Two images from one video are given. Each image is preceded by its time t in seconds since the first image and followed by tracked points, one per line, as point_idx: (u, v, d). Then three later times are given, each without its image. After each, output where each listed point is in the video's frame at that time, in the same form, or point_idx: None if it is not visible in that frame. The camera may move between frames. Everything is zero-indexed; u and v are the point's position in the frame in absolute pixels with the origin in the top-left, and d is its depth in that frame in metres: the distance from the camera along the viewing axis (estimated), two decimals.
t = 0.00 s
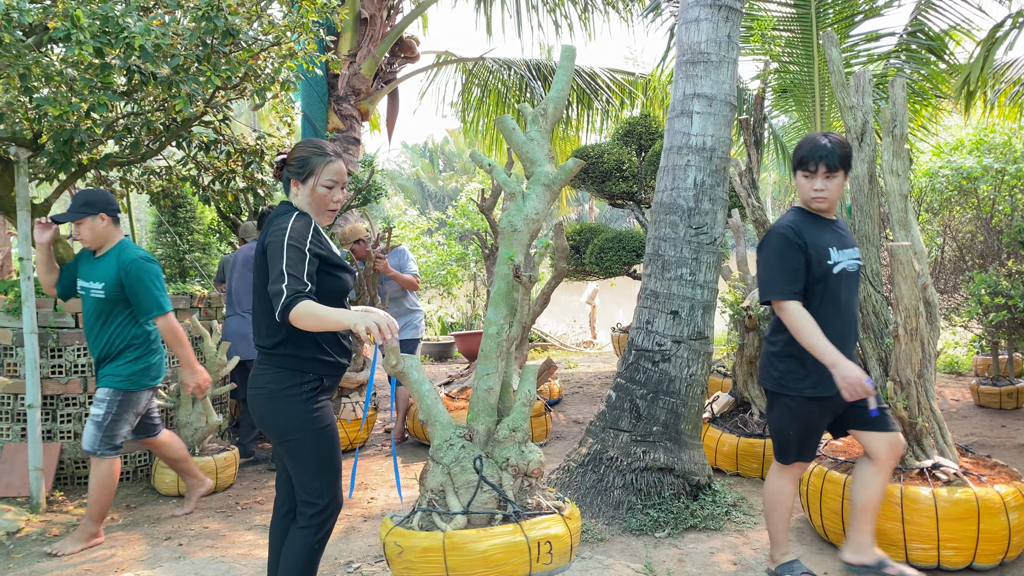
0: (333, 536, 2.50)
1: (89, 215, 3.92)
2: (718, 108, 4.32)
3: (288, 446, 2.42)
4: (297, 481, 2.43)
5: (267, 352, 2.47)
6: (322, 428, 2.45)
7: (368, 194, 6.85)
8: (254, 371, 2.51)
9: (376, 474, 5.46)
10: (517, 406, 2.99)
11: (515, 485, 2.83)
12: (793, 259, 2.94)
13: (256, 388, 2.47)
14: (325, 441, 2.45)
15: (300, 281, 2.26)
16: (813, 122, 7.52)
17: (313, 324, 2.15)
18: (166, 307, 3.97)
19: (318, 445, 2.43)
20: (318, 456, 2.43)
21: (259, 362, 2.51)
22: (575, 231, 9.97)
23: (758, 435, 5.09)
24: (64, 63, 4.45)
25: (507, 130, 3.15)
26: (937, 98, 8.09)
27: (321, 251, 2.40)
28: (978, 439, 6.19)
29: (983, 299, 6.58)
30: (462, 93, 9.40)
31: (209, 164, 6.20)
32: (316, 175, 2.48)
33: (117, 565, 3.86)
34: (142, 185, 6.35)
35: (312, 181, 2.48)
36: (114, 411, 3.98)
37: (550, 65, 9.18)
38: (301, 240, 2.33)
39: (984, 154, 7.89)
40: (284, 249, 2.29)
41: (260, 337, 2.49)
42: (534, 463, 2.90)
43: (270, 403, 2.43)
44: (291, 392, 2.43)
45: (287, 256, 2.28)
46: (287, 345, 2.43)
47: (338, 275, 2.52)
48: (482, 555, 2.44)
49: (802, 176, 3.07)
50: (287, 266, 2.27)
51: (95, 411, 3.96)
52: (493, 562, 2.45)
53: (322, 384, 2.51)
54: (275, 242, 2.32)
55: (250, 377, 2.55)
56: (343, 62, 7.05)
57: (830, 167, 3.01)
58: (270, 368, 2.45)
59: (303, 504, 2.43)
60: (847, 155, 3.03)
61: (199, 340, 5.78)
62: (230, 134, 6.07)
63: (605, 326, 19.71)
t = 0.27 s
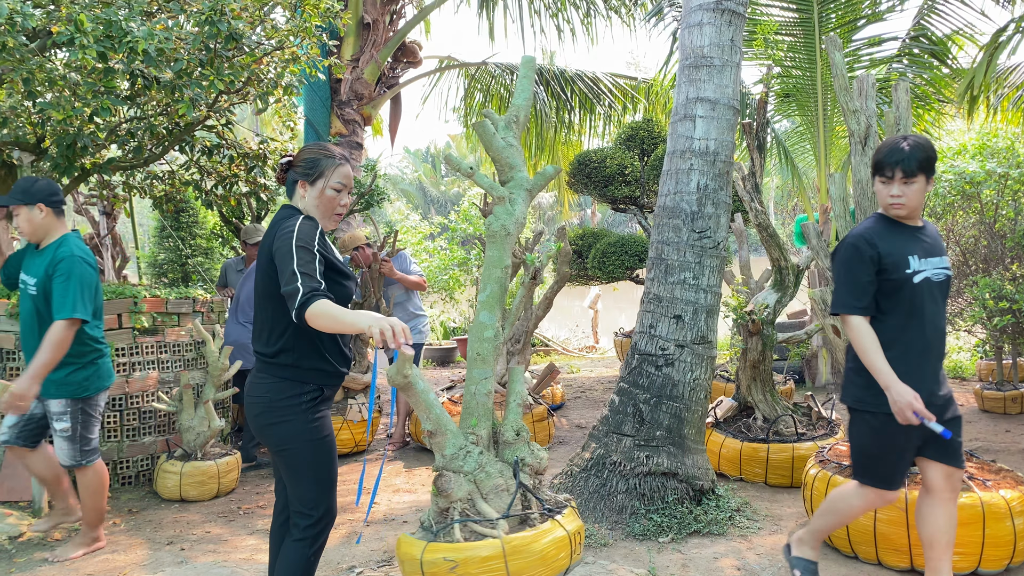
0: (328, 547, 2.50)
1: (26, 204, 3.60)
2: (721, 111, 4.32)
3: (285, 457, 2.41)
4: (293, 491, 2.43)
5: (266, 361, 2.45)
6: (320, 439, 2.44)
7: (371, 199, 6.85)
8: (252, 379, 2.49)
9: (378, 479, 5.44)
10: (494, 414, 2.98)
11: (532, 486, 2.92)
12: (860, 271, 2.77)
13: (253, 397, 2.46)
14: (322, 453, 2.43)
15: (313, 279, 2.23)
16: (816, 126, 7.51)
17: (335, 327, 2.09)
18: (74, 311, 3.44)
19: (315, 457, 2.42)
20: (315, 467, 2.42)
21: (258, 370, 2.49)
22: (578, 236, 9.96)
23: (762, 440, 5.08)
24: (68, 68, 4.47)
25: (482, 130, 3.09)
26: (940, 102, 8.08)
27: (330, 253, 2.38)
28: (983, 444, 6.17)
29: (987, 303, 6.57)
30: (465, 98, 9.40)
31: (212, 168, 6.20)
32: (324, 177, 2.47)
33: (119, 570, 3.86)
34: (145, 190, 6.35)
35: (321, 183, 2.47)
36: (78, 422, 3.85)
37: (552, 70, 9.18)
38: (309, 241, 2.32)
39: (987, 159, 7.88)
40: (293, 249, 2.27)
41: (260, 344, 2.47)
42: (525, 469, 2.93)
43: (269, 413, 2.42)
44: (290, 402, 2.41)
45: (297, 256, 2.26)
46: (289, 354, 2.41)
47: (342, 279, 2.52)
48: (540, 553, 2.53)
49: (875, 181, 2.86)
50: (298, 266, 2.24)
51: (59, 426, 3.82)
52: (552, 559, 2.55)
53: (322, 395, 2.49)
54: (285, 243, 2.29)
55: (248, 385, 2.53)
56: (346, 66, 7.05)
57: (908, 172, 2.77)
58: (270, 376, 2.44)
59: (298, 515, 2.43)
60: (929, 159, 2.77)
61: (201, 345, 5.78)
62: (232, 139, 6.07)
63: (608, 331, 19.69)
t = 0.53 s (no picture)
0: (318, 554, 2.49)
1: None
2: (725, 113, 4.30)
3: (276, 466, 2.39)
4: (285, 501, 2.41)
5: (257, 368, 2.41)
6: (312, 447, 2.43)
7: (373, 202, 6.83)
8: (239, 385, 2.44)
9: (381, 482, 5.42)
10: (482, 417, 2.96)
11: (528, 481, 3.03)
12: (919, 272, 2.72)
13: (242, 405, 2.41)
14: (313, 461, 2.42)
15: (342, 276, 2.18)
16: (820, 129, 7.50)
17: (376, 327, 2.03)
18: None
19: (307, 465, 2.41)
20: (307, 475, 2.41)
21: (245, 377, 2.44)
22: (580, 239, 9.94)
23: (766, 443, 5.05)
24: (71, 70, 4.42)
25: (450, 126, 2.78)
26: (944, 105, 8.06)
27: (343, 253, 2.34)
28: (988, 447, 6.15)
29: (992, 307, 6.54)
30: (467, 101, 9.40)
31: (215, 171, 6.19)
32: (330, 175, 2.48)
33: (121, 572, 3.84)
34: (147, 192, 6.35)
35: (327, 181, 2.47)
36: (30, 430, 3.78)
37: (555, 73, 9.16)
38: (326, 241, 2.26)
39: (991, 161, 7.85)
40: (314, 250, 2.20)
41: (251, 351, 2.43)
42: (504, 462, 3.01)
43: (259, 421, 2.38)
44: (283, 411, 2.39)
45: (320, 255, 2.20)
46: (284, 362, 2.38)
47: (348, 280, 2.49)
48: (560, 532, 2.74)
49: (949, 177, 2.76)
50: (323, 263, 2.18)
51: (10, 438, 3.76)
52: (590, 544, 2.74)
53: (312, 403, 2.48)
54: (302, 242, 2.23)
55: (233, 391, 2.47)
56: (349, 69, 7.05)
57: (978, 167, 2.67)
58: (260, 384, 2.40)
59: (290, 524, 2.41)
60: (1002, 151, 2.65)
61: (204, 347, 5.77)
62: (235, 141, 6.07)
63: (611, 334, 19.67)
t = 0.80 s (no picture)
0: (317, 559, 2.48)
1: None
2: (728, 115, 4.30)
3: (276, 471, 2.36)
4: (285, 506, 2.39)
5: (254, 372, 2.39)
6: (313, 451, 2.42)
7: (376, 204, 6.82)
8: (236, 390, 2.42)
9: (383, 484, 5.42)
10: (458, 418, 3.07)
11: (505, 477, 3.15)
12: (995, 291, 2.50)
13: (239, 410, 2.39)
14: (315, 465, 2.41)
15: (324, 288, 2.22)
16: (822, 131, 7.49)
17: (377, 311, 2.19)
18: None
19: (308, 469, 2.40)
20: (309, 480, 2.40)
21: (242, 382, 2.42)
22: (583, 241, 9.93)
23: (770, 446, 5.04)
24: (75, 72, 4.44)
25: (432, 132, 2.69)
26: (948, 107, 8.04)
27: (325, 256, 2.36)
28: (992, 450, 6.12)
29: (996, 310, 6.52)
30: (470, 103, 9.40)
31: (218, 173, 6.20)
32: (308, 175, 2.46)
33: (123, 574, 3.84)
34: (151, 194, 6.36)
35: (305, 181, 2.46)
36: None
37: (558, 75, 9.16)
38: (309, 246, 2.27)
39: (995, 164, 7.83)
40: (297, 258, 2.22)
41: (246, 355, 2.41)
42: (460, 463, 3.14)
43: (259, 426, 2.36)
44: (283, 414, 2.38)
45: (303, 266, 2.22)
46: (282, 365, 2.38)
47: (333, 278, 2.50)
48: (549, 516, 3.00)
49: None
50: (306, 274, 2.21)
51: None
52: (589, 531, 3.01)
53: (311, 406, 2.47)
54: (284, 249, 2.24)
55: (229, 396, 2.45)
56: (352, 71, 7.05)
57: None
58: (259, 388, 2.38)
59: (291, 530, 2.40)
60: None
61: (207, 349, 5.77)
62: (238, 144, 6.08)
63: (613, 336, 19.65)
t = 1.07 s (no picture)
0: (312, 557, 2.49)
1: None
2: (731, 116, 4.30)
3: (271, 470, 2.36)
4: (282, 504, 2.39)
5: (245, 371, 2.39)
6: (309, 448, 2.42)
7: (379, 205, 6.83)
8: (228, 390, 2.41)
9: (387, 485, 5.42)
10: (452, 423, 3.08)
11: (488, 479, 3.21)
12: None
13: (234, 409, 2.38)
14: (310, 463, 2.41)
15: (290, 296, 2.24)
16: (826, 132, 7.48)
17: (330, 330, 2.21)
18: None
19: (304, 468, 2.40)
20: (304, 478, 2.40)
21: (235, 381, 2.41)
22: (586, 242, 9.94)
23: (773, 447, 5.04)
24: (80, 74, 4.47)
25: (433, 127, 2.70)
26: (951, 108, 8.03)
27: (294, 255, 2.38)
28: (996, 452, 6.11)
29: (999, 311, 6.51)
30: (473, 104, 9.41)
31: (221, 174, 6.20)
32: (281, 175, 2.47)
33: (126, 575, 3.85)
34: (154, 196, 6.37)
35: (279, 181, 2.47)
36: None
37: (561, 77, 9.16)
38: (280, 250, 2.29)
39: (998, 165, 7.82)
40: (266, 263, 2.24)
41: (237, 354, 2.40)
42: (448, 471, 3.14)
43: (255, 424, 2.35)
44: (278, 412, 2.38)
45: (273, 273, 2.24)
46: (274, 363, 2.38)
47: (310, 278, 2.51)
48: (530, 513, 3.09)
49: None
50: (273, 280, 2.23)
51: None
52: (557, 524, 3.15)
53: (304, 403, 2.48)
54: (253, 253, 2.26)
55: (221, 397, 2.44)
56: (355, 72, 7.06)
57: None
58: (254, 386, 2.38)
59: (287, 529, 2.40)
60: None
61: (210, 350, 5.78)
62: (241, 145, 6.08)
63: (616, 338, 19.65)
